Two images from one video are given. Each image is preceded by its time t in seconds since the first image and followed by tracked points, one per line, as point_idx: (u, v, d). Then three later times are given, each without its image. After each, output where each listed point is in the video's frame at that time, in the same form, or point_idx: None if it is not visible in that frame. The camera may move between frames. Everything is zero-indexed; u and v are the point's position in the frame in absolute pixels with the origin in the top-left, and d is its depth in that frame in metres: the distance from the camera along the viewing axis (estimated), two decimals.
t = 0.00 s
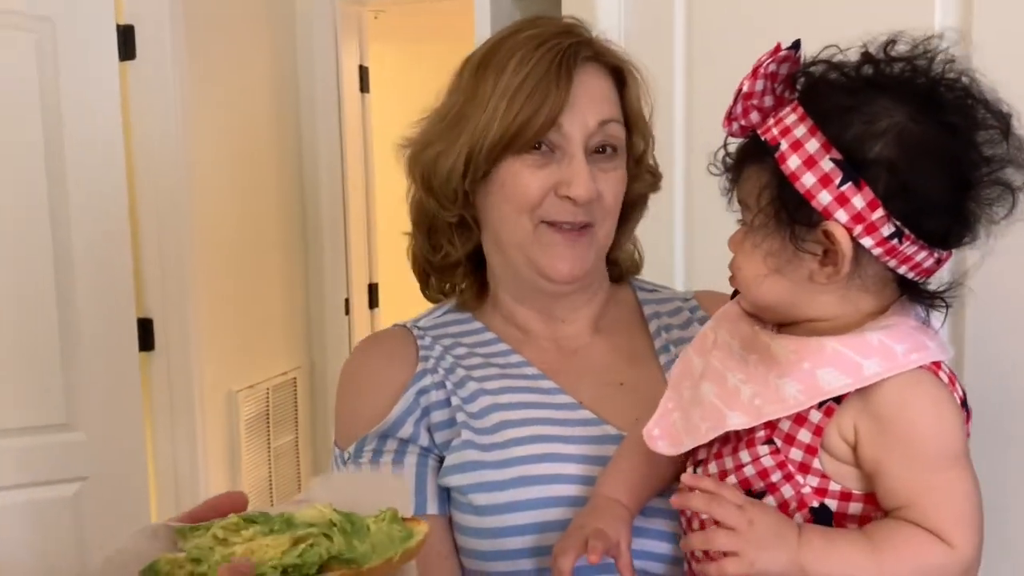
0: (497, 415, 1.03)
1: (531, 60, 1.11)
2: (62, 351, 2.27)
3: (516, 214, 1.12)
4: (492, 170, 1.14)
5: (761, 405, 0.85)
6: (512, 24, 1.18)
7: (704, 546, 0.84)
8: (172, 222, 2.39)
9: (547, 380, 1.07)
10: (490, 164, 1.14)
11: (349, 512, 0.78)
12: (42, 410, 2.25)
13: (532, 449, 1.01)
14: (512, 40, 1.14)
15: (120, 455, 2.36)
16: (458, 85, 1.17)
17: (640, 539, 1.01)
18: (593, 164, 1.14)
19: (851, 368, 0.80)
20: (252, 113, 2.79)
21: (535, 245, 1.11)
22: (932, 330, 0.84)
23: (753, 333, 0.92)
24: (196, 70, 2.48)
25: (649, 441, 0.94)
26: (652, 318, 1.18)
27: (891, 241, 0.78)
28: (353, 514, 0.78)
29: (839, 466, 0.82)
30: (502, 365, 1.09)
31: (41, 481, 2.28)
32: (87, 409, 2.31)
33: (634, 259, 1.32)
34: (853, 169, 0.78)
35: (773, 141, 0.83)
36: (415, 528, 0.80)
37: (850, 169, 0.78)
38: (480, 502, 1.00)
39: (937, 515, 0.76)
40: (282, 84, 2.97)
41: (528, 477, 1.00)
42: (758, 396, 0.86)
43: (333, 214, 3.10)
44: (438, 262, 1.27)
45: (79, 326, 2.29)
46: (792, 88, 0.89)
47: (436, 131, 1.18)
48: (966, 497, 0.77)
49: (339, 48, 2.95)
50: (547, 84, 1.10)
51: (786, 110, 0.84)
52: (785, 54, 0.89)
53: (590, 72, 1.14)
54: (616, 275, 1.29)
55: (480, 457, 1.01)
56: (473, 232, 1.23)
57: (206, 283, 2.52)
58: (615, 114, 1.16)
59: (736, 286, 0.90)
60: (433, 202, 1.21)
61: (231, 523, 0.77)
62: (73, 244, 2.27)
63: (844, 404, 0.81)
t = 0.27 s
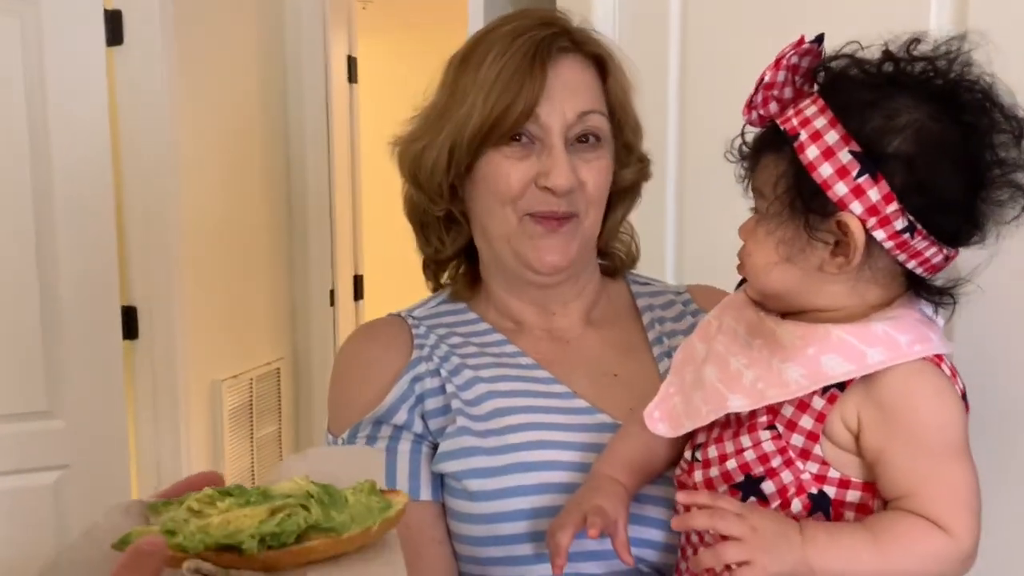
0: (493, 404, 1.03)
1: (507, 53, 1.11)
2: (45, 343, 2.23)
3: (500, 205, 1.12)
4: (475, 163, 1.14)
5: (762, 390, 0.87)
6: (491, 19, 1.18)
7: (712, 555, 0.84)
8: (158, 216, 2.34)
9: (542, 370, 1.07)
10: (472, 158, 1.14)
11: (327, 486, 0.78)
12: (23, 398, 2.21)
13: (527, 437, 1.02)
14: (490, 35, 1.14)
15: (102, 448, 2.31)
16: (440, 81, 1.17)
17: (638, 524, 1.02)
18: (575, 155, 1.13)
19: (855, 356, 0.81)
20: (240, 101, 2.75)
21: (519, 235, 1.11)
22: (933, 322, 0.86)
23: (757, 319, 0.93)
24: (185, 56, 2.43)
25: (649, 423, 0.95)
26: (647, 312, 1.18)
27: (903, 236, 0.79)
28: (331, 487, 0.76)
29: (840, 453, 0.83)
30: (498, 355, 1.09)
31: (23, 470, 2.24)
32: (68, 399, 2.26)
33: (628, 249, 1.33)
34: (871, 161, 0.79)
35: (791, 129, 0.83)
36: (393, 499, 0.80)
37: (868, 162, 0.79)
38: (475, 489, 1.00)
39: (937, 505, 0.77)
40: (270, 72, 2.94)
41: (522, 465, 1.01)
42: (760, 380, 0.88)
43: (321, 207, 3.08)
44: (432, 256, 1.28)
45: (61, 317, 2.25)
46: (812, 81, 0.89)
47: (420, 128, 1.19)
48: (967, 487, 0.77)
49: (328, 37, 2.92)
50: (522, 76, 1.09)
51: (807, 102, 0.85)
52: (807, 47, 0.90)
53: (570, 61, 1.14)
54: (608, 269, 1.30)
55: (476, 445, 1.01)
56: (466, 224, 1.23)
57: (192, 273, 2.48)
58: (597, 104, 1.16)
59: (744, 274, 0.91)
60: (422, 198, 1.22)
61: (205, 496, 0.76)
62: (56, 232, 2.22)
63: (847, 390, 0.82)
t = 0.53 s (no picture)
0: (487, 387, 1.03)
1: (511, 47, 1.10)
2: (32, 327, 2.19)
3: (506, 197, 1.12)
4: (480, 158, 1.14)
5: (760, 368, 0.87)
6: (486, 8, 1.17)
7: (696, 520, 0.83)
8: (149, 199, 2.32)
9: (535, 353, 1.07)
10: (478, 153, 1.13)
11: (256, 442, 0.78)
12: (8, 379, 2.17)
13: (522, 420, 1.02)
14: (489, 27, 1.13)
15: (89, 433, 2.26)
16: (436, 75, 1.15)
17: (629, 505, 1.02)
18: (579, 145, 1.13)
19: (852, 334, 0.82)
20: (233, 86, 2.73)
21: (524, 226, 1.12)
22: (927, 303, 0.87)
23: (752, 300, 0.94)
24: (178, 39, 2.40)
25: (645, 406, 0.95)
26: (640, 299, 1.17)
27: (903, 218, 0.80)
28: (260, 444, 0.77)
29: (835, 432, 0.84)
30: (491, 339, 1.09)
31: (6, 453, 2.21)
32: (55, 382, 2.22)
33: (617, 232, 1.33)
34: (874, 143, 0.79)
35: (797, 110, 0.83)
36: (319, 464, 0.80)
37: (870, 143, 0.79)
38: (470, 471, 1.00)
39: (929, 481, 0.77)
40: (263, 57, 2.92)
41: (516, 448, 1.01)
42: (757, 358, 0.88)
43: (312, 195, 3.08)
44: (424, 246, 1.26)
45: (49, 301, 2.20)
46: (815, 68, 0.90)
47: (416, 121, 1.17)
48: (959, 463, 0.78)
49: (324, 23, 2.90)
50: (530, 72, 1.09)
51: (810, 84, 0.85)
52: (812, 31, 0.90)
53: (570, 53, 1.14)
54: (598, 252, 1.31)
55: (471, 427, 1.01)
56: (460, 217, 1.22)
57: (181, 257, 2.44)
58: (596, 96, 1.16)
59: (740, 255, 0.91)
60: (419, 192, 1.20)
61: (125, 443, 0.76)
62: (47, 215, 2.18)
63: (845, 368, 0.83)
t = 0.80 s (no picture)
0: (483, 383, 1.03)
1: (508, 45, 1.09)
2: (25, 317, 2.15)
3: (503, 195, 1.11)
4: (476, 156, 1.13)
5: (773, 377, 0.86)
6: (482, 5, 1.16)
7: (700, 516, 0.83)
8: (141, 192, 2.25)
9: (530, 348, 1.08)
10: (474, 150, 1.12)
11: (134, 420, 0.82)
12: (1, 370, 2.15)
13: (519, 416, 1.02)
14: (486, 24, 1.12)
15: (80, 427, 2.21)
16: (434, 71, 1.15)
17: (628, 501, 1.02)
18: (576, 142, 1.13)
19: (862, 339, 0.82)
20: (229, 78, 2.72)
21: (522, 224, 1.12)
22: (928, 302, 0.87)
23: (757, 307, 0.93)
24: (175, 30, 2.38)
25: (650, 414, 0.94)
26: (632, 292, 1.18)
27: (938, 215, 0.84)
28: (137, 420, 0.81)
29: (839, 430, 0.84)
30: (487, 335, 1.09)
31: None
32: (48, 374, 2.19)
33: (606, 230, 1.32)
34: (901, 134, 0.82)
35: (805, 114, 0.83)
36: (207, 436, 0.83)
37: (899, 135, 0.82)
38: (468, 466, 1.00)
39: (933, 475, 0.78)
40: (259, 51, 2.92)
41: (514, 444, 1.01)
42: (769, 367, 0.87)
43: (307, 190, 3.07)
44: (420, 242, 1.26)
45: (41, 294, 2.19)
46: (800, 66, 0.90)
47: (414, 119, 1.16)
48: (962, 459, 0.79)
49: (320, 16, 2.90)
50: (526, 69, 1.08)
51: (822, 85, 0.85)
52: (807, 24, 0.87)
53: (567, 51, 1.14)
54: (593, 248, 1.31)
55: (467, 422, 1.01)
56: (457, 212, 1.22)
57: (177, 249, 2.40)
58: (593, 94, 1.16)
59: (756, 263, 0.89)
60: (415, 189, 1.19)
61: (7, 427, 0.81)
62: (39, 208, 2.15)
63: (851, 370, 0.83)
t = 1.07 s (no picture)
0: (484, 378, 1.05)
1: (496, 49, 1.11)
2: (21, 313, 2.11)
3: (493, 198, 1.13)
4: (467, 158, 1.15)
5: (758, 369, 0.89)
6: (472, 10, 1.18)
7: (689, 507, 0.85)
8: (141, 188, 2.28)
9: (532, 346, 1.09)
10: (464, 153, 1.14)
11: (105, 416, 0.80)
12: None
13: (521, 410, 1.04)
14: (474, 29, 1.14)
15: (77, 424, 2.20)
16: (425, 76, 1.16)
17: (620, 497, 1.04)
18: (564, 146, 1.15)
19: (841, 328, 0.85)
20: (225, 75, 2.72)
21: (512, 225, 1.13)
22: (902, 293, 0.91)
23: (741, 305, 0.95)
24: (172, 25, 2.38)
25: (639, 411, 0.96)
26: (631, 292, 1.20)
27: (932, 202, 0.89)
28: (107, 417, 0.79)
29: (821, 418, 0.86)
30: (488, 331, 1.11)
31: None
32: (46, 370, 2.15)
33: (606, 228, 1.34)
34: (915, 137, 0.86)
35: (823, 117, 0.84)
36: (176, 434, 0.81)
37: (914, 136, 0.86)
38: (471, 459, 1.02)
39: (911, 458, 0.81)
40: (254, 49, 2.91)
41: (519, 437, 1.03)
42: (752, 360, 0.90)
43: (302, 188, 3.07)
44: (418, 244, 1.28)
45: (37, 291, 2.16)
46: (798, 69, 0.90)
47: (406, 123, 1.18)
48: (939, 443, 0.81)
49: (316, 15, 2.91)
50: (514, 73, 1.10)
51: (856, 94, 0.86)
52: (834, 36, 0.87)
53: (555, 54, 1.16)
54: (592, 247, 1.32)
55: (471, 416, 1.03)
56: (453, 214, 1.23)
57: (172, 246, 2.41)
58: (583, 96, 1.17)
59: (784, 266, 0.87)
60: (410, 192, 1.21)
61: None
62: (37, 204, 2.10)
63: (830, 360, 0.86)
